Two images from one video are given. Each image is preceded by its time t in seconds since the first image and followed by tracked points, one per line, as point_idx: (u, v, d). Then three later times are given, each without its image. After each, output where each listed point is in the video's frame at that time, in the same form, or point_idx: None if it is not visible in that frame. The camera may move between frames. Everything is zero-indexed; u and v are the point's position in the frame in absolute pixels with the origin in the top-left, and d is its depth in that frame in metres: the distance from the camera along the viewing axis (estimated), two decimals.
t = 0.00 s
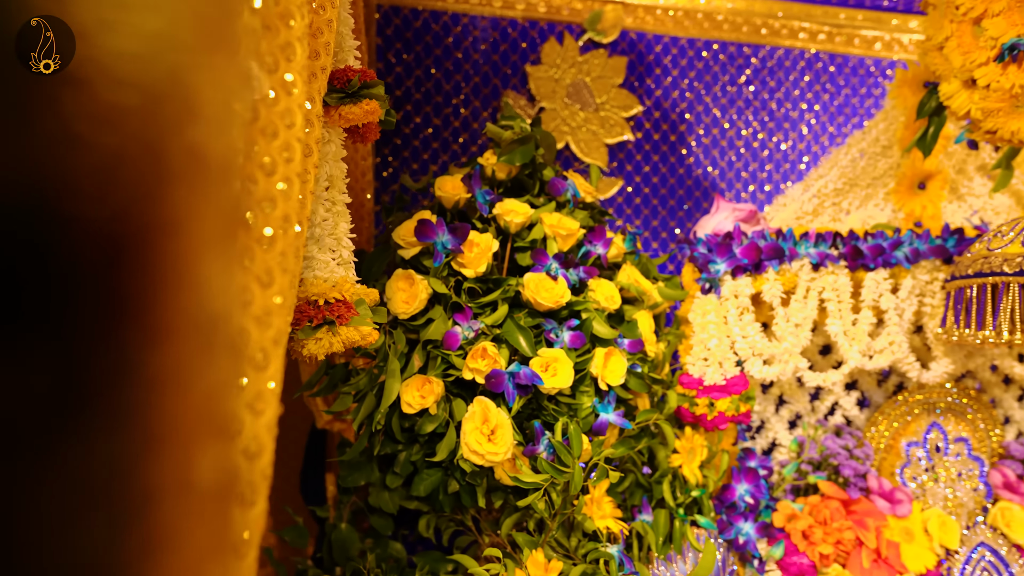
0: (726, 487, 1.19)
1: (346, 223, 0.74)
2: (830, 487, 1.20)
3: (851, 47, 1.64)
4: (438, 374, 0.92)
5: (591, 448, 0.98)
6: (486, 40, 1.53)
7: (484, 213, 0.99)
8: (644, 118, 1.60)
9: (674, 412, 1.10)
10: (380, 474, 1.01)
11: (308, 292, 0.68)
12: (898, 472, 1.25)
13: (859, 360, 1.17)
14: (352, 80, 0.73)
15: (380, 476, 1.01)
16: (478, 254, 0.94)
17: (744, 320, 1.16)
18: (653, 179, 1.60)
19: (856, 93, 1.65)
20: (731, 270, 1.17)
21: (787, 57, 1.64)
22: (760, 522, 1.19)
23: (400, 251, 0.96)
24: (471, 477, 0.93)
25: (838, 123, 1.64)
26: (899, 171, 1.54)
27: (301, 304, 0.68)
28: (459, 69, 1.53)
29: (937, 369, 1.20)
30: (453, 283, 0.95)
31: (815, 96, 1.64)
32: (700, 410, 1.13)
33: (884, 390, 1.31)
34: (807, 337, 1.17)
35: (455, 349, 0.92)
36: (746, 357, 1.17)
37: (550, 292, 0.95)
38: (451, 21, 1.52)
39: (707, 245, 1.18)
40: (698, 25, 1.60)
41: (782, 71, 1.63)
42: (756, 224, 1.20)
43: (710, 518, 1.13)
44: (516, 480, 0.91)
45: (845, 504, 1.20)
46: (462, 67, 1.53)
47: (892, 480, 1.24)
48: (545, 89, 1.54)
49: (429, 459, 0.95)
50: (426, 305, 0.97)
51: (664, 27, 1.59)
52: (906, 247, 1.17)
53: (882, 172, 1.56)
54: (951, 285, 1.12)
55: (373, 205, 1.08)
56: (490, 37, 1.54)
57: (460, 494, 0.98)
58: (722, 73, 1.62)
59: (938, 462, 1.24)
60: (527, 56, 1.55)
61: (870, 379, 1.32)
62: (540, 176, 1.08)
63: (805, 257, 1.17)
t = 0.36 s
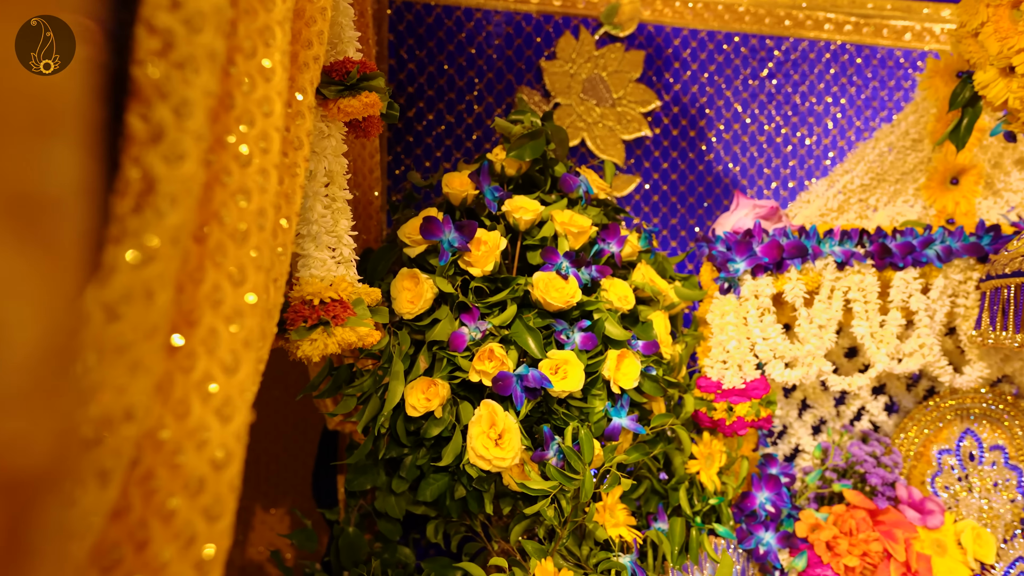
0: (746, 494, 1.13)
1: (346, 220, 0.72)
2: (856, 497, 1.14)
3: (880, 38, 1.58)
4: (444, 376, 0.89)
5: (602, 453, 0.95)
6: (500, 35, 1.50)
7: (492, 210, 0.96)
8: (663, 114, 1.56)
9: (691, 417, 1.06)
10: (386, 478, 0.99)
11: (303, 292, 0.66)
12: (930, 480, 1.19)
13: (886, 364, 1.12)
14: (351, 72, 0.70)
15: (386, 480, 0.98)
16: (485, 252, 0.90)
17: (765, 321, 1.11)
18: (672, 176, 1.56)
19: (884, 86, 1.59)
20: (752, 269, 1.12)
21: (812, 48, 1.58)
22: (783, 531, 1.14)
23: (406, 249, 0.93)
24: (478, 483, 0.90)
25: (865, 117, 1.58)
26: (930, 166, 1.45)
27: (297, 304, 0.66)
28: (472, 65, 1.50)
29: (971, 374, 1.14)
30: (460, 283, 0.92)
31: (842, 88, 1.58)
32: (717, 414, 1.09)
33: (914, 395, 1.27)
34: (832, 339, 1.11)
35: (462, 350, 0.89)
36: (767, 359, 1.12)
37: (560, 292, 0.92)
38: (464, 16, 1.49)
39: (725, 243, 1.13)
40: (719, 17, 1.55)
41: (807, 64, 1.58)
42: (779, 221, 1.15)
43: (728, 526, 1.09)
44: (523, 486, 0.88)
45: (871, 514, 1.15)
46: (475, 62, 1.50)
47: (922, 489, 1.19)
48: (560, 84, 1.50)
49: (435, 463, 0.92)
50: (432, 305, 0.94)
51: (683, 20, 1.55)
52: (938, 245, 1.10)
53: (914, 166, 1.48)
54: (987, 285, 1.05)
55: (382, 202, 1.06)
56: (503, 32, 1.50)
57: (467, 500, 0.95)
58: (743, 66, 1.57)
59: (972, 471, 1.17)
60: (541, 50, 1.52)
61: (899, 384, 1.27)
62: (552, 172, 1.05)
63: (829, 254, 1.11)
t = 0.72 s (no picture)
0: (765, 504, 1.09)
1: (344, 218, 0.70)
2: (882, 509, 1.08)
3: (907, 29, 1.52)
4: (447, 380, 0.86)
5: (612, 460, 0.91)
6: (511, 30, 1.47)
7: (498, 207, 0.92)
8: (679, 109, 1.51)
9: (706, 423, 1.02)
10: (390, 484, 0.96)
11: (295, 292, 0.64)
12: (961, 491, 1.13)
13: (913, 368, 1.06)
14: (346, 64, 0.68)
15: (390, 486, 0.95)
16: (490, 252, 0.87)
17: (785, 323, 1.05)
18: (689, 173, 1.51)
19: (911, 79, 1.53)
20: (771, 269, 1.06)
21: (835, 40, 1.52)
22: (803, 542, 1.10)
23: (410, 249, 0.90)
24: (482, 491, 0.87)
25: (890, 112, 1.52)
26: (960, 161, 1.36)
27: (289, 305, 0.63)
28: (483, 60, 1.47)
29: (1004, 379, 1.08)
30: (464, 283, 0.89)
31: (867, 82, 1.52)
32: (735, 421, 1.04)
33: (943, 401, 1.22)
34: (855, 342, 1.06)
35: (466, 353, 0.86)
36: (787, 363, 1.06)
37: (569, 293, 0.88)
38: (475, 11, 1.46)
39: (743, 242, 1.09)
40: (738, 9, 1.50)
41: (830, 56, 1.52)
42: (799, 219, 1.11)
43: (747, 537, 1.04)
44: (528, 495, 0.85)
45: (898, 526, 1.09)
46: (486, 58, 1.47)
47: (952, 500, 1.13)
48: (573, 80, 1.47)
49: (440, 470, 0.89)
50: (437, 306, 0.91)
51: (701, 13, 1.50)
52: (970, 244, 1.05)
53: (943, 162, 1.40)
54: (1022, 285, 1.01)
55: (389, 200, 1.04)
56: (515, 26, 1.47)
57: (472, 507, 0.92)
58: (763, 59, 1.51)
59: (1007, 481, 1.12)
60: (554, 45, 1.48)
61: (928, 390, 1.22)
62: (561, 168, 1.01)
63: (853, 254, 1.06)
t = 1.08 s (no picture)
0: (783, 514, 1.04)
1: (340, 215, 0.67)
2: (907, 520, 1.03)
3: (932, 19, 1.46)
4: (450, 383, 0.83)
5: (622, 468, 0.87)
6: (520, 24, 1.43)
7: (504, 205, 0.89)
8: (694, 104, 1.46)
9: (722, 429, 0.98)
10: (392, 491, 0.93)
11: (285, 292, 0.61)
12: (992, 503, 1.07)
13: (940, 373, 1.01)
14: (340, 53, 0.65)
15: (392, 492, 0.92)
16: (495, 250, 0.83)
17: (804, 326, 1.00)
18: (703, 170, 1.47)
19: (936, 72, 1.47)
20: (789, 268, 1.01)
21: (857, 32, 1.47)
22: (822, 553, 1.05)
23: (412, 247, 0.87)
24: (486, 499, 0.83)
25: (914, 105, 1.47)
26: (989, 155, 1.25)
27: (278, 307, 0.61)
28: (492, 55, 1.43)
29: None
30: (468, 283, 0.86)
31: (890, 74, 1.47)
32: (751, 427, 1.00)
33: (972, 408, 1.16)
34: (878, 345, 1.01)
35: (468, 356, 0.82)
36: (806, 367, 1.02)
37: (576, 294, 0.84)
38: (483, 5, 1.42)
39: (761, 241, 1.04)
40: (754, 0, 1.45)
41: (851, 48, 1.47)
42: (819, 216, 1.06)
43: (763, 547, 1.00)
44: (532, 505, 0.81)
45: (923, 538, 1.04)
46: (495, 53, 1.43)
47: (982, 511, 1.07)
48: (584, 75, 1.43)
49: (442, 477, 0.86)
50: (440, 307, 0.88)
51: (716, 4, 1.45)
52: (1001, 243, 0.99)
53: (971, 156, 1.28)
54: None
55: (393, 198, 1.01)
56: (525, 20, 1.43)
57: (476, 516, 0.88)
58: (781, 52, 1.46)
59: None
60: (564, 39, 1.44)
61: (956, 395, 1.16)
62: (570, 164, 0.97)
63: (877, 253, 1.01)
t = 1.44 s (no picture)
0: (802, 525, 1.00)
1: (333, 212, 0.64)
2: (934, 533, 0.98)
3: (958, 9, 1.40)
4: (452, 389, 0.79)
5: (633, 478, 0.83)
6: (529, 16, 1.39)
7: (509, 202, 0.85)
8: (709, 99, 1.41)
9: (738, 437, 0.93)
10: (393, 500, 0.89)
11: (272, 294, 0.58)
12: None
13: (970, 379, 0.96)
14: (333, 40, 0.61)
15: (393, 502, 0.88)
16: (499, 250, 0.79)
17: (825, 329, 0.95)
18: (718, 167, 1.42)
19: (962, 63, 1.41)
20: (809, 268, 0.96)
21: (879, 22, 1.41)
22: (844, 567, 1.00)
23: (412, 246, 0.83)
24: (490, 511, 0.79)
25: (938, 99, 1.41)
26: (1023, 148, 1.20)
27: (264, 309, 0.57)
28: (500, 49, 1.39)
29: None
30: (471, 283, 0.82)
31: (913, 67, 1.41)
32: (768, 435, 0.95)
33: (1003, 415, 1.11)
34: (904, 348, 0.96)
35: (473, 361, 0.79)
36: (827, 371, 0.97)
37: (585, 296, 0.80)
38: None
39: (779, 239, 0.99)
40: None
41: (873, 39, 1.41)
42: (841, 214, 1.01)
43: (783, 561, 0.95)
44: (538, 519, 0.76)
45: (951, 553, 0.98)
46: (503, 47, 1.39)
47: (1015, 525, 1.01)
48: (595, 69, 1.38)
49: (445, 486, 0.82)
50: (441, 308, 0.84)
51: None
52: None
53: (1003, 149, 1.23)
54: None
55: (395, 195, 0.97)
56: (533, 13, 1.39)
57: (480, 527, 0.84)
58: (799, 44, 1.41)
59: None
60: (574, 32, 1.39)
61: (987, 402, 1.11)
62: (579, 159, 0.93)
63: (903, 252, 0.95)
